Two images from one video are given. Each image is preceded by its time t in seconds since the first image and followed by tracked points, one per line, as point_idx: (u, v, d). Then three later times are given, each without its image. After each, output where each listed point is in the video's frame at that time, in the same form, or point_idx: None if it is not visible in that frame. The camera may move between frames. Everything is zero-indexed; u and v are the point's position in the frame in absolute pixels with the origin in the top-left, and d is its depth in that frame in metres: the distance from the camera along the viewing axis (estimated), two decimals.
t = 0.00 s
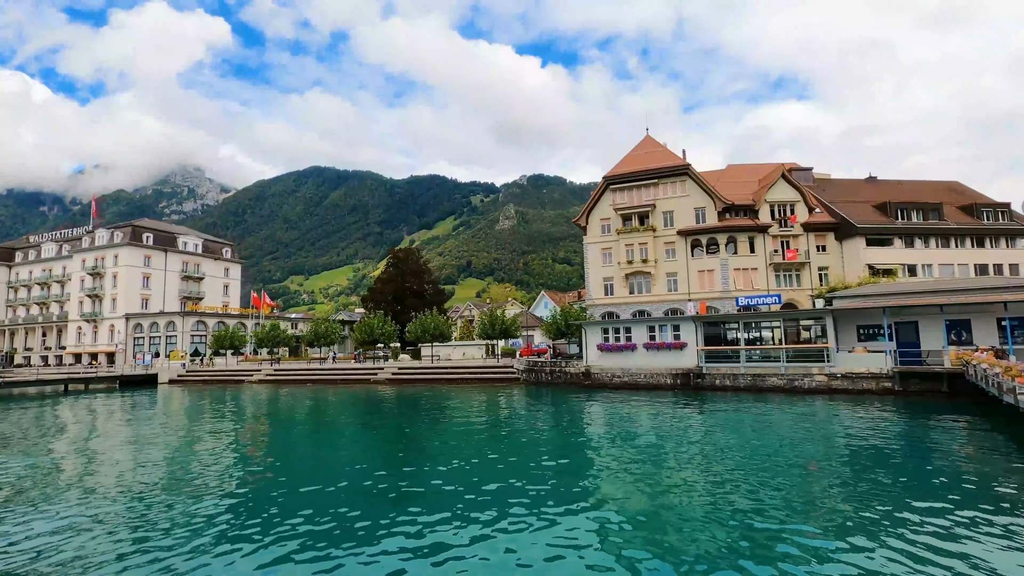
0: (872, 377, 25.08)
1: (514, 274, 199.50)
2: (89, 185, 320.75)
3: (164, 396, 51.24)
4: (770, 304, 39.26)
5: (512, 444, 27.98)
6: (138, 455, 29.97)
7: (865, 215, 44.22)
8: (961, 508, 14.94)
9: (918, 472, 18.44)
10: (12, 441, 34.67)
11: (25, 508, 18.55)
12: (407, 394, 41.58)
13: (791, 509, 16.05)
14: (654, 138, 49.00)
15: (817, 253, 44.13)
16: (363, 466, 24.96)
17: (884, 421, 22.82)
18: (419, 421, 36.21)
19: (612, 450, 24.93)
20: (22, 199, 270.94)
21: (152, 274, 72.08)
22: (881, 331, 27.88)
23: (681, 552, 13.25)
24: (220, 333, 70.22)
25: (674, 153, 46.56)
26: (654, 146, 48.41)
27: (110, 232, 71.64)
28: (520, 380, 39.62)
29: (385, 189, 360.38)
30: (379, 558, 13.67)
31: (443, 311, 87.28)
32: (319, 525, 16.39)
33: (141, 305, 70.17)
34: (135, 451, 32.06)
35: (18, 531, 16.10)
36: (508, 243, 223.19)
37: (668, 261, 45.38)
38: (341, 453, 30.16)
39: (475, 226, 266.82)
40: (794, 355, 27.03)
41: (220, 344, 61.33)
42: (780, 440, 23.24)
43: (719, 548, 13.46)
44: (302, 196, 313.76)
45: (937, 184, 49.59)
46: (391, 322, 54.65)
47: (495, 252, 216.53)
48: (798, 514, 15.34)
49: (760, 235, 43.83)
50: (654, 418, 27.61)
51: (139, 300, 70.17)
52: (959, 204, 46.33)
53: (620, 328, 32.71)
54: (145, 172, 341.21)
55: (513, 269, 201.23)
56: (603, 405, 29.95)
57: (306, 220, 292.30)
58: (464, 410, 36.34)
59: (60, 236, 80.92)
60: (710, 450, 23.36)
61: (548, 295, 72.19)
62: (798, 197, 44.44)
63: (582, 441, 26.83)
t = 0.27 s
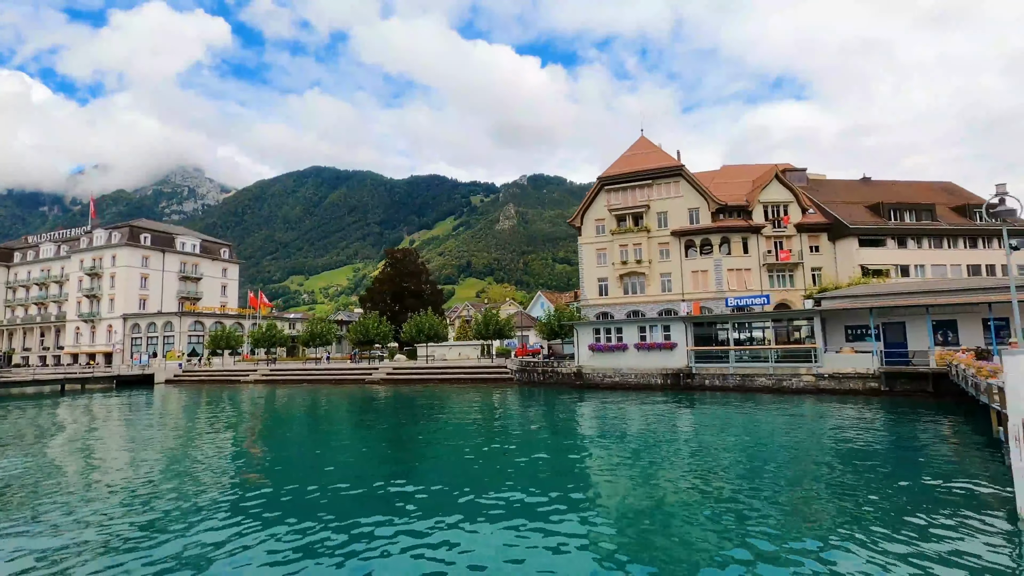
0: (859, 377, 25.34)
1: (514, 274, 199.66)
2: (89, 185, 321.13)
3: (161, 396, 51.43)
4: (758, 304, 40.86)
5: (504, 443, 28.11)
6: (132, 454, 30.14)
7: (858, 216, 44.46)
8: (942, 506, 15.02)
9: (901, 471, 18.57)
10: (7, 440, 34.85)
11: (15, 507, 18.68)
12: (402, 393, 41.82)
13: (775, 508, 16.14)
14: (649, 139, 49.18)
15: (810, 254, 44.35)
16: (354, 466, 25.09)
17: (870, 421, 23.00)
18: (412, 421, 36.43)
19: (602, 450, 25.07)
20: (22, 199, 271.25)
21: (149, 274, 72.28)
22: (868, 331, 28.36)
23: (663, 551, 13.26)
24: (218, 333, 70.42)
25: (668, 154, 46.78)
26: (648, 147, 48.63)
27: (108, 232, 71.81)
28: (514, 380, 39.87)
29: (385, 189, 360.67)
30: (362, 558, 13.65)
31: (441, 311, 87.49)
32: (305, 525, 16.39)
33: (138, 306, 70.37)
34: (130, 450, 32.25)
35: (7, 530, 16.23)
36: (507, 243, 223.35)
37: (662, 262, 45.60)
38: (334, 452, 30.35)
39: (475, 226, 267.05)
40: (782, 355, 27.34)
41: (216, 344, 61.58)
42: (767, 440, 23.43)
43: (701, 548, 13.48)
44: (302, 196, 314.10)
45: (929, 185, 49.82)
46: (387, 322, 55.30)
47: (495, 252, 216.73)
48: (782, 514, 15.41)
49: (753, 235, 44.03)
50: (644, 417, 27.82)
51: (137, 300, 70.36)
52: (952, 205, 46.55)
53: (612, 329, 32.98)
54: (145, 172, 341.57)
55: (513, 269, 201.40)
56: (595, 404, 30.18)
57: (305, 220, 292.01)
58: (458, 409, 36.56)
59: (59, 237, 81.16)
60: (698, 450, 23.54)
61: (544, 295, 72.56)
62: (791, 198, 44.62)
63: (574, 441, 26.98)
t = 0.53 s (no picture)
0: (845, 377, 25.51)
1: (514, 274, 199.75)
2: (89, 185, 321.41)
3: (156, 395, 51.59)
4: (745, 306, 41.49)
5: (496, 443, 28.20)
6: (124, 454, 30.29)
7: (850, 217, 44.70)
8: (921, 503, 15.04)
9: (885, 471, 18.62)
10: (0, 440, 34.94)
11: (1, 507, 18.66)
12: (395, 393, 42.02)
13: (755, 507, 16.18)
14: (642, 140, 49.29)
15: (802, 254, 44.53)
16: (343, 465, 25.12)
17: (856, 421, 23.10)
18: (404, 420, 36.64)
19: (594, 450, 25.07)
20: (22, 199, 271.27)
21: (146, 274, 72.39)
22: (854, 331, 28.69)
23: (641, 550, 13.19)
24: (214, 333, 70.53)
25: (662, 154, 46.93)
26: (642, 148, 48.78)
27: (105, 232, 71.85)
28: (506, 380, 40.09)
29: (384, 189, 360.83)
30: (338, 559, 13.53)
31: (438, 311, 87.60)
32: (285, 525, 16.30)
33: (135, 305, 70.49)
34: (122, 449, 32.33)
35: None
36: (507, 243, 223.48)
37: (655, 262, 45.75)
38: (325, 452, 30.47)
39: (475, 226, 267.21)
40: (770, 355, 27.56)
41: (212, 344, 61.82)
42: (754, 439, 23.55)
43: (680, 545, 13.47)
44: (302, 196, 314.40)
45: (922, 185, 50.03)
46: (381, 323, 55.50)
47: (495, 252, 216.88)
48: (762, 511, 15.43)
49: (746, 236, 44.14)
50: (633, 417, 27.96)
51: (133, 300, 70.49)
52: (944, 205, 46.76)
53: (602, 329, 33.20)
54: (145, 172, 341.94)
55: (512, 268, 201.54)
56: (585, 404, 30.33)
57: (305, 220, 292.15)
58: (450, 409, 36.74)
59: (56, 237, 81.28)
60: (686, 449, 23.65)
61: (540, 295, 72.78)
62: (783, 199, 44.77)
63: (567, 440, 27.09)
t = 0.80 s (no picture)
0: (831, 377, 25.73)
1: (513, 274, 199.91)
2: (88, 185, 321.35)
3: (152, 395, 51.75)
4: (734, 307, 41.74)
5: (487, 443, 28.33)
6: (114, 453, 30.40)
7: (842, 218, 45.11)
8: (899, 499, 15.20)
9: (866, 470, 18.79)
10: None
11: None
12: (389, 393, 42.22)
13: (737, 505, 16.30)
14: (636, 141, 49.47)
15: (795, 255, 44.77)
16: (332, 465, 25.19)
17: (840, 421, 23.29)
18: (396, 420, 36.83)
19: (582, 450, 25.22)
20: (20, 199, 271.13)
21: (142, 274, 72.53)
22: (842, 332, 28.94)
23: (618, 549, 13.24)
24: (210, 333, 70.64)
25: (655, 155, 47.11)
26: (635, 149, 48.98)
27: (101, 232, 71.95)
28: (499, 380, 40.29)
29: (384, 189, 360.97)
30: (317, 559, 13.49)
31: (434, 312, 87.45)
32: (267, 526, 16.26)
33: (131, 306, 70.60)
34: (113, 449, 32.46)
35: None
36: (506, 243, 223.71)
37: (648, 263, 45.92)
38: (317, 451, 30.63)
39: (474, 226, 267.42)
40: (758, 356, 27.77)
41: (207, 344, 62.03)
42: (741, 439, 23.73)
43: (653, 542, 13.57)
44: (301, 196, 314.52)
45: (914, 186, 50.30)
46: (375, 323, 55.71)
47: (494, 252, 217.08)
48: (743, 509, 15.55)
49: (739, 236, 44.32)
50: (623, 417, 28.13)
51: (130, 300, 70.61)
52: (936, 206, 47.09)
53: (592, 330, 33.42)
54: (144, 171, 341.98)
55: (512, 268, 201.77)
56: (575, 404, 30.52)
57: (304, 220, 292.28)
58: (443, 409, 36.93)
59: (53, 237, 81.38)
60: (672, 449, 23.79)
61: (536, 296, 73.00)
62: (775, 200, 44.96)
63: (556, 440, 27.25)
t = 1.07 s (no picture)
0: (818, 377, 25.98)
1: (513, 275, 200.16)
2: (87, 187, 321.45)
3: (148, 397, 51.91)
4: (723, 307, 42.03)
5: (478, 444, 28.52)
6: (108, 455, 30.54)
7: (834, 219, 45.35)
8: (880, 495, 15.46)
9: (849, 469, 19.01)
10: None
11: None
12: (383, 394, 42.43)
13: (718, 502, 16.51)
14: (629, 143, 49.72)
15: (787, 256, 45.05)
16: (323, 466, 25.33)
17: (826, 421, 23.52)
18: (390, 421, 37.02)
19: (572, 450, 25.42)
20: (19, 201, 271.15)
21: (139, 277, 72.70)
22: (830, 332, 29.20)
23: (596, 545, 13.44)
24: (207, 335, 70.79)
25: (648, 157, 47.38)
26: (628, 151, 49.24)
27: (98, 235, 72.08)
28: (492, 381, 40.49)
29: (383, 190, 361.25)
30: (298, 559, 13.58)
31: (431, 313, 87.90)
32: (253, 528, 16.23)
33: (128, 308, 70.80)
34: (107, 450, 32.61)
35: None
36: (505, 244, 223.99)
37: (642, 264, 46.15)
38: (310, 452, 30.85)
39: (473, 227, 267.71)
40: (747, 357, 28.02)
41: (203, 346, 62.25)
42: (728, 439, 23.94)
43: (631, 538, 13.76)
44: (299, 198, 314.74)
45: (907, 187, 50.60)
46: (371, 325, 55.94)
47: (493, 253, 217.28)
48: (724, 505, 15.75)
49: (732, 237, 44.57)
50: (613, 417, 28.34)
51: (127, 303, 70.78)
52: (927, 207, 47.37)
53: (584, 331, 33.66)
54: (143, 173, 342.17)
55: (511, 269, 202.04)
56: (567, 405, 30.75)
57: (303, 221, 292.47)
58: (436, 409, 37.16)
59: (49, 239, 81.48)
60: (661, 449, 23.99)
61: (532, 297, 73.23)
62: (768, 201, 45.22)
63: (547, 440, 27.46)
